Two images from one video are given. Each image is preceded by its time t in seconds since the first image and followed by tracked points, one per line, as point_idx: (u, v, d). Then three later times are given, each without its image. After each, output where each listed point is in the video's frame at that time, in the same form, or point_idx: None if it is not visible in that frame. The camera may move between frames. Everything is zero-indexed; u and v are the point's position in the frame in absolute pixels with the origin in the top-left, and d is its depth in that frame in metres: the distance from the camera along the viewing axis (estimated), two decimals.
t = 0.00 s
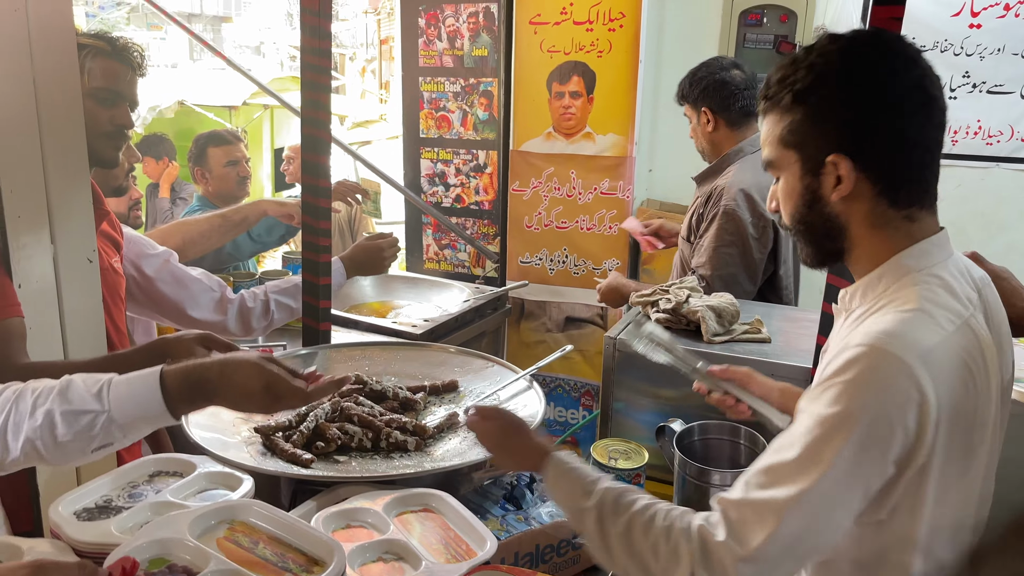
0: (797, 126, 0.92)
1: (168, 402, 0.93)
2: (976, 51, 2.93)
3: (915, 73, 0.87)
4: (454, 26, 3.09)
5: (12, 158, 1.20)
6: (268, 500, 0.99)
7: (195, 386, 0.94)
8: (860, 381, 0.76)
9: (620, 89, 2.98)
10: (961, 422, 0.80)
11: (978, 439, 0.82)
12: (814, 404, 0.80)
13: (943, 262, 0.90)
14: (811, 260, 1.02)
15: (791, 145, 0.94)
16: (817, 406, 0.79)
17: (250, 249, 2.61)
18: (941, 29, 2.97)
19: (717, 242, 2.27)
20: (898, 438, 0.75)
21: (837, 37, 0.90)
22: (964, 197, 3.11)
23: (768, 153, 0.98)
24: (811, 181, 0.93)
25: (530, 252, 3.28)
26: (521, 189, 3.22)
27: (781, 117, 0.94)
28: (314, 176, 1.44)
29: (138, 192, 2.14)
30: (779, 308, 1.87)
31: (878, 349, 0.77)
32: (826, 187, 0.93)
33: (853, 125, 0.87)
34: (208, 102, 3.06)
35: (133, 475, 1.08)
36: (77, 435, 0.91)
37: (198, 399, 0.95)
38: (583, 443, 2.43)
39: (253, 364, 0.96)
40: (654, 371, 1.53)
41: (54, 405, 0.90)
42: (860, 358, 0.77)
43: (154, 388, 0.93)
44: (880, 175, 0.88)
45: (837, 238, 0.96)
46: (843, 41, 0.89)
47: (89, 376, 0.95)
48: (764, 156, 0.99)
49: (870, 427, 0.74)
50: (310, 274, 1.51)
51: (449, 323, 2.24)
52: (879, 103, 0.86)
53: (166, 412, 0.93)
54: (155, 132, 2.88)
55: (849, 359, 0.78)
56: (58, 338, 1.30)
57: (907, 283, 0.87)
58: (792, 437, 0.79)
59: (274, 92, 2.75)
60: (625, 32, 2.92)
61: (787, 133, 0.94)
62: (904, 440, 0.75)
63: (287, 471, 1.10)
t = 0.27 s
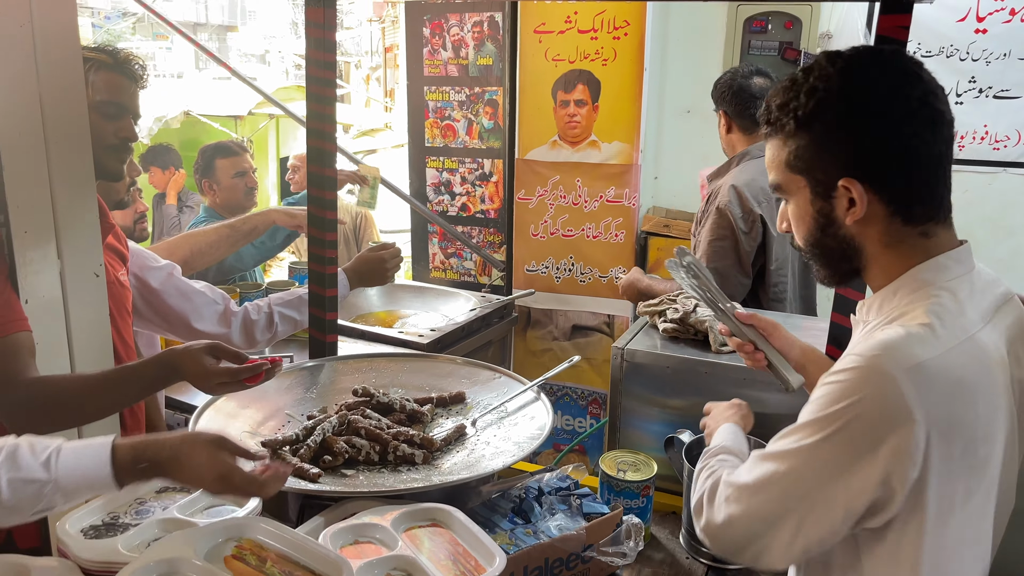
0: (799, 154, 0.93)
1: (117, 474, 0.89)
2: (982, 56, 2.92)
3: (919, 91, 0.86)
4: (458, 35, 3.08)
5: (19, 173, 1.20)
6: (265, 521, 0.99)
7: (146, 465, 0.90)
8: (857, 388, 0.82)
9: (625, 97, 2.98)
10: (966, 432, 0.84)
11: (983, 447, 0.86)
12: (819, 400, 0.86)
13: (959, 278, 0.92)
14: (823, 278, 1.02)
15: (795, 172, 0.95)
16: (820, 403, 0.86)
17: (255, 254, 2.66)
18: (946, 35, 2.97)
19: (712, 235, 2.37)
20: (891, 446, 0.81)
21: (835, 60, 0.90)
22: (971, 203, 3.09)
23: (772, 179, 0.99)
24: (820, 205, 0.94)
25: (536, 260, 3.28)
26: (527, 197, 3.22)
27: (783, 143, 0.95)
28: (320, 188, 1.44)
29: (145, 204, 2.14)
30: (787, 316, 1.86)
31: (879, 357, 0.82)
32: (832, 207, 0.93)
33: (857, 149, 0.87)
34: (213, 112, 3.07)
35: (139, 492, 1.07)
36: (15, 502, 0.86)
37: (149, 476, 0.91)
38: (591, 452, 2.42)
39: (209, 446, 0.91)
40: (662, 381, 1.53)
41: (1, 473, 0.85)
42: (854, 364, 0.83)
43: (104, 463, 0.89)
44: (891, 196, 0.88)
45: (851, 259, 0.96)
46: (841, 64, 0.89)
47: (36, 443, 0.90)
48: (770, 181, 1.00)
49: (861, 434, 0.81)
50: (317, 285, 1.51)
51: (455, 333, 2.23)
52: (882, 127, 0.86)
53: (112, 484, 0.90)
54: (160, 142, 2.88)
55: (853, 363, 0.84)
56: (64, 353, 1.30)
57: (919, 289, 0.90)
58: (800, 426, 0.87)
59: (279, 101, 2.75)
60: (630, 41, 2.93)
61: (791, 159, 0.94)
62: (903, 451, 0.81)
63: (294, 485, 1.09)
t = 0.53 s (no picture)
0: (822, 150, 0.92)
1: (92, 528, 0.96)
2: (975, 59, 2.94)
3: (944, 96, 0.87)
4: (453, 41, 3.09)
5: (15, 185, 1.19)
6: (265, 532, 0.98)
7: (122, 517, 0.97)
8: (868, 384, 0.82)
9: (620, 102, 2.98)
10: (977, 425, 0.84)
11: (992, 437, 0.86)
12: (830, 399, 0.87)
13: (964, 279, 0.92)
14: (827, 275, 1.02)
15: (816, 168, 0.93)
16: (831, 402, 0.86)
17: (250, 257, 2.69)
18: (939, 37, 2.98)
19: (711, 226, 2.43)
20: (904, 439, 0.81)
21: (861, 58, 0.90)
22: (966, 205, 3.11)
23: (787, 174, 0.97)
24: (839, 204, 0.93)
25: (532, 265, 3.27)
26: (523, 203, 3.22)
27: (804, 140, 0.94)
28: (318, 197, 1.43)
29: (139, 214, 2.13)
30: (786, 320, 1.86)
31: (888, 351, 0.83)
32: (849, 208, 0.93)
33: (885, 150, 0.87)
34: (206, 119, 3.06)
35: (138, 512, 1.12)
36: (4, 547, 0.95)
37: (123, 528, 0.97)
38: (590, 457, 2.42)
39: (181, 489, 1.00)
40: (663, 387, 1.53)
41: None
42: (864, 366, 0.83)
43: (81, 516, 0.96)
44: (915, 197, 0.89)
45: (861, 258, 0.96)
46: (867, 63, 0.88)
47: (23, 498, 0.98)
48: (781, 177, 0.99)
49: (874, 427, 0.81)
50: (316, 294, 1.50)
51: (453, 339, 2.23)
52: (909, 129, 0.86)
53: (86, 538, 0.96)
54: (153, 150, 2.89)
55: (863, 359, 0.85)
56: (62, 365, 1.29)
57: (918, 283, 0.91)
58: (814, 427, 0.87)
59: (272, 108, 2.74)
60: (624, 45, 2.92)
61: (813, 155, 0.93)
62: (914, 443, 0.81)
63: (296, 496, 1.08)
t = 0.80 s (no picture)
0: (799, 141, 0.93)
1: (98, 525, 1.00)
2: (957, 60, 2.99)
3: (922, 97, 0.89)
4: (438, 44, 3.09)
5: None
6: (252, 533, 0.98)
7: (127, 508, 1.00)
8: (945, 379, 0.80)
9: (606, 104, 2.99)
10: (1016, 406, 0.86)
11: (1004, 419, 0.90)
12: (894, 404, 0.83)
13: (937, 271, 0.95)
14: (794, 267, 1.04)
15: (790, 158, 0.95)
16: (897, 407, 0.82)
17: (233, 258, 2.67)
18: (922, 38, 3.00)
19: (702, 215, 2.46)
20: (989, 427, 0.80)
21: (842, 54, 0.91)
22: (950, 205, 3.12)
23: (761, 163, 0.99)
24: (813, 194, 0.95)
25: (519, 268, 3.27)
26: (510, 206, 3.20)
27: (780, 129, 0.95)
28: (304, 201, 1.42)
29: (122, 219, 2.11)
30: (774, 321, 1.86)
31: (950, 345, 0.81)
32: (820, 199, 0.95)
33: (865, 143, 0.89)
34: (188, 124, 3.04)
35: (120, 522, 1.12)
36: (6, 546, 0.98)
37: (128, 521, 1.00)
38: (579, 459, 2.41)
39: (190, 488, 0.97)
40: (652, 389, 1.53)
41: None
42: (929, 359, 0.81)
43: (88, 509, 1.00)
44: (885, 193, 0.91)
45: (831, 250, 0.98)
46: (850, 59, 0.90)
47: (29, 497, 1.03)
48: (756, 164, 1.00)
49: (967, 419, 0.78)
50: (302, 299, 1.49)
51: (441, 343, 2.22)
52: (889, 126, 0.88)
53: (94, 533, 1.00)
54: (134, 154, 2.85)
55: (923, 358, 0.82)
56: (45, 372, 1.27)
57: (921, 280, 0.94)
58: (884, 438, 0.82)
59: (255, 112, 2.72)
60: (610, 47, 2.93)
61: (790, 144, 0.94)
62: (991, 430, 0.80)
63: (284, 504, 1.06)
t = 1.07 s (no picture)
0: (773, 141, 0.93)
1: (82, 544, 0.98)
2: (938, 60, 3.00)
3: (895, 100, 0.91)
4: (421, 45, 3.10)
5: None
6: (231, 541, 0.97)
7: (111, 531, 0.98)
8: (922, 377, 0.80)
9: (590, 106, 2.98)
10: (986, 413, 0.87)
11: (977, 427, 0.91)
12: (870, 400, 0.83)
13: (903, 273, 0.97)
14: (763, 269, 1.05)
15: (765, 158, 0.95)
16: (873, 403, 0.83)
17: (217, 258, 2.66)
18: (903, 39, 3.03)
19: (688, 214, 2.46)
20: (961, 428, 0.81)
21: (819, 54, 0.92)
22: (931, 204, 3.15)
23: (732, 164, 0.99)
24: (787, 195, 0.95)
25: (505, 269, 3.26)
26: (495, 207, 3.18)
27: (755, 128, 0.95)
28: (286, 204, 1.40)
29: (103, 223, 2.09)
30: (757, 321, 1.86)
31: (929, 345, 0.82)
32: (795, 203, 0.95)
33: (839, 144, 0.90)
34: (169, 126, 3.02)
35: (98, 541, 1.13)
36: None
37: (112, 543, 0.98)
38: (565, 461, 2.41)
39: (167, 509, 0.97)
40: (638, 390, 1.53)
41: None
42: (911, 357, 0.82)
43: (74, 529, 0.99)
44: (858, 194, 0.93)
45: (802, 251, 0.99)
46: (827, 60, 0.90)
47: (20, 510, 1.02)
48: (728, 164, 1.00)
49: (941, 418, 0.79)
50: (285, 302, 1.48)
51: (426, 345, 2.21)
52: (864, 128, 0.89)
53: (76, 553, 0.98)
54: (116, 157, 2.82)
55: (901, 357, 0.83)
56: (23, 378, 1.25)
57: (899, 284, 0.95)
58: (857, 433, 0.82)
59: (238, 115, 2.70)
60: (593, 48, 2.93)
61: (762, 144, 0.94)
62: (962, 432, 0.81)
63: (268, 510, 1.05)
